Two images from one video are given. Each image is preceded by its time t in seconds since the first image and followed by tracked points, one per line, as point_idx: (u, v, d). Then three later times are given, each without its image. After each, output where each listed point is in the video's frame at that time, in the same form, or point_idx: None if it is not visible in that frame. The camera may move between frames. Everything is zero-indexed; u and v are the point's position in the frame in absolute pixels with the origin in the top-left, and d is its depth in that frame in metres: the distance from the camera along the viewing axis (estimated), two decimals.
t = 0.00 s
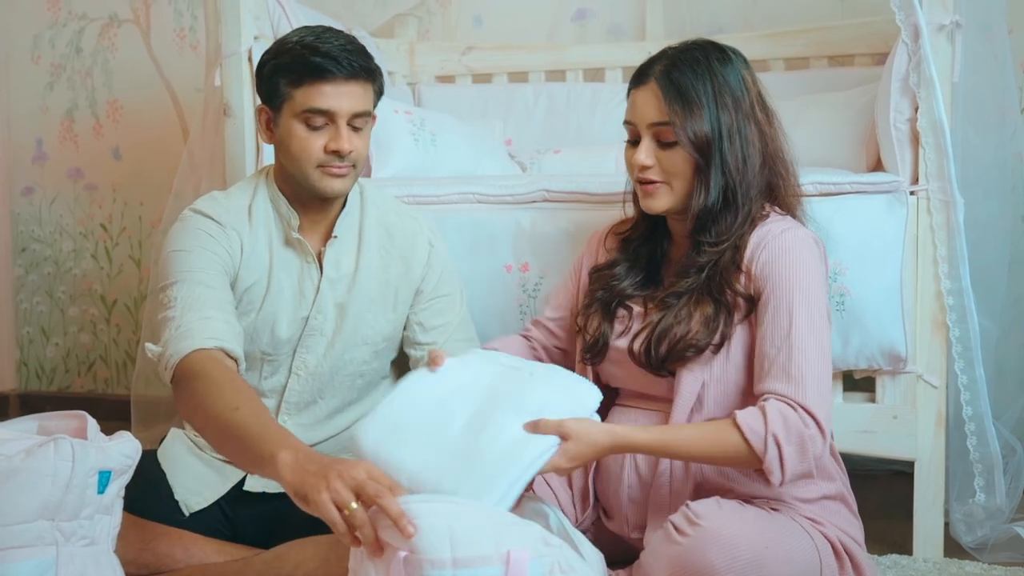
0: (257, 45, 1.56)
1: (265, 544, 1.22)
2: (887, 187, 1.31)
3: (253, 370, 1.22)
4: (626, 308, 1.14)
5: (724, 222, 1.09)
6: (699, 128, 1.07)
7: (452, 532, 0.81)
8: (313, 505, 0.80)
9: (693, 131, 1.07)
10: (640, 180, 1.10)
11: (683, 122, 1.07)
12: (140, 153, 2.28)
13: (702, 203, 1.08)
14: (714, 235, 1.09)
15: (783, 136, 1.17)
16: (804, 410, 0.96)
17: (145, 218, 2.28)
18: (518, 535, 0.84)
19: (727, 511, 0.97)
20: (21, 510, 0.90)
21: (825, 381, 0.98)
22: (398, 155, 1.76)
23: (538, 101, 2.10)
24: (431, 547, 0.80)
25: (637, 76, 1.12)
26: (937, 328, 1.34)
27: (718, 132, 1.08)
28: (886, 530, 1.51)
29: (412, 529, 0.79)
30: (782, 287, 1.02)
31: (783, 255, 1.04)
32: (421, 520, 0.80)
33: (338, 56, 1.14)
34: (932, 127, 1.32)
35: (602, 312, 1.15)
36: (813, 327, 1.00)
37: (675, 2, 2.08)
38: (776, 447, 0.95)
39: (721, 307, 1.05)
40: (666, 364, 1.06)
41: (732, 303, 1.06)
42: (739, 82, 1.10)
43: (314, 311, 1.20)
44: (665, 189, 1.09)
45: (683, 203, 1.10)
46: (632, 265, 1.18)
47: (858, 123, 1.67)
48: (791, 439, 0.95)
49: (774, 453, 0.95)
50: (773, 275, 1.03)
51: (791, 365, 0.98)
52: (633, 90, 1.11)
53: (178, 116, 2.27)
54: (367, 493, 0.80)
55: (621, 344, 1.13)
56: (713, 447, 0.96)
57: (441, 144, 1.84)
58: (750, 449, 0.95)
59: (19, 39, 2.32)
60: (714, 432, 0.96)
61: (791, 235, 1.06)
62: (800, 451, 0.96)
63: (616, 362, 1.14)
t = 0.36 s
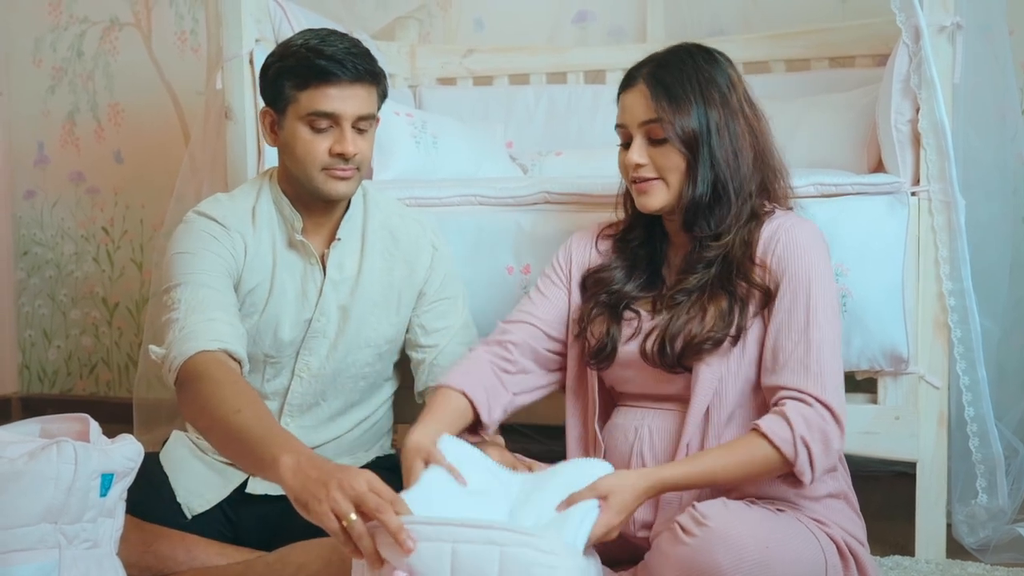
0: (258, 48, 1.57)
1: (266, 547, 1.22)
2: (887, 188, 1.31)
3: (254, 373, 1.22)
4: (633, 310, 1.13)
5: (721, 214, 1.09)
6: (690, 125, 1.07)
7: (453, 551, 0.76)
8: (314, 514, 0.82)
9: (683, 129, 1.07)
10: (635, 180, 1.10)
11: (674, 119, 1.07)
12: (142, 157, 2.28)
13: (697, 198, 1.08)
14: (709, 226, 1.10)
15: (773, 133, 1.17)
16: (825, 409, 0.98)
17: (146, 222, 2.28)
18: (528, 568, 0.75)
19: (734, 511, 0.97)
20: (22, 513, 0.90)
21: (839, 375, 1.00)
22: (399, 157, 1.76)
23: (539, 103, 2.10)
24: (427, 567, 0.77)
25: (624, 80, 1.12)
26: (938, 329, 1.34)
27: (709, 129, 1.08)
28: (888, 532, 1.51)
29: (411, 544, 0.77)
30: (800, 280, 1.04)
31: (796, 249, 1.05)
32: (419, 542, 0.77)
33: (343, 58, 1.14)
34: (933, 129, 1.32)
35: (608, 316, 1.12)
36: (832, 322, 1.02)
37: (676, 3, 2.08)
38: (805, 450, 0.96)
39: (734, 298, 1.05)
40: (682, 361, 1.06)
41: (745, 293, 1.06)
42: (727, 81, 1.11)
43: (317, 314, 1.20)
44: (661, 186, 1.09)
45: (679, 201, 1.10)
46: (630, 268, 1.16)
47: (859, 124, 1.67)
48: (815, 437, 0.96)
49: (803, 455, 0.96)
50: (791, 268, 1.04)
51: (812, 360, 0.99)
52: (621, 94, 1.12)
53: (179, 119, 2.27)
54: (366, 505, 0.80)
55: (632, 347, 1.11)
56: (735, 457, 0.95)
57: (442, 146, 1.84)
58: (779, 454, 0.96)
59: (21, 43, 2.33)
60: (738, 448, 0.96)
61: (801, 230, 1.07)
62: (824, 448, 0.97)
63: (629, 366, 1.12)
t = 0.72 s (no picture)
0: (258, 49, 1.57)
1: (267, 548, 1.22)
2: (888, 189, 1.31)
3: (255, 373, 1.22)
4: (622, 321, 1.11)
5: (708, 223, 1.09)
6: (677, 133, 1.07)
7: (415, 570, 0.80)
8: (292, 521, 0.85)
9: (671, 137, 1.07)
10: (624, 190, 1.09)
11: (661, 128, 1.06)
12: (142, 157, 2.28)
13: (685, 205, 1.08)
14: (699, 233, 1.09)
15: (757, 134, 1.17)
16: (749, 418, 0.97)
17: (146, 222, 2.28)
18: None
19: (734, 514, 0.97)
20: (23, 515, 0.90)
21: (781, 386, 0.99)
22: (400, 158, 1.76)
23: (539, 103, 2.10)
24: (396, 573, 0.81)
25: (608, 88, 1.11)
26: (939, 329, 1.34)
27: (695, 135, 1.08)
28: (889, 532, 1.51)
29: (373, 565, 0.82)
30: (763, 287, 1.03)
31: (771, 255, 1.05)
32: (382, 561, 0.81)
33: (346, 61, 1.14)
34: (934, 129, 1.32)
35: (597, 327, 1.11)
36: (788, 329, 1.00)
37: (676, 4, 2.08)
38: (719, 463, 0.95)
39: (717, 307, 1.05)
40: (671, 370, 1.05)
41: (727, 305, 1.05)
42: (711, 84, 1.10)
43: (319, 316, 1.20)
44: (651, 196, 1.09)
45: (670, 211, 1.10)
46: (618, 276, 1.15)
47: (859, 124, 1.67)
48: (731, 450, 0.95)
49: (722, 468, 0.95)
50: (759, 275, 1.04)
51: (752, 368, 0.99)
52: (606, 101, 1.11)
53: (179, 120, 2.27)
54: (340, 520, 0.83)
55: (621, 360, 1.10)
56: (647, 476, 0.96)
57: (442, 147, 1.84)
58: (695, 470, 0.95)
59: (21, 44, 2.33)
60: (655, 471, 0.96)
61: (784, 234, 1.07)
62: (744, 459, 0.96)
63: (619, 378, 1.11)
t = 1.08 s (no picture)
0: (257, 46, 1.57)
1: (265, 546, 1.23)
2: (887, 187, 1.31)
3: (255, 371, 1.22)
4: (614, 324, 1.11)
5: (697, 228, 1.09)
6: (666, 136, 1.07)
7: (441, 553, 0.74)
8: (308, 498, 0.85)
9: (660, 140, 1.06)
10: (613, 193, 1.09)
11: (650, 131, 1.06)
12: (142, 156, 2.28)
13: (675, 209, 1.08)
14: (688, 238, 1.09)
15: (748, 135, 1.17)
16: (774, 400, 0.96)
17: (146, 220, 2.28)
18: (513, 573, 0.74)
19: (731, 513, 0.96)
20: (21, 513, 0.90)
21: (798, 371, 0.99)
22: (399, 156, 1.76)
23: (539, 102, 2.10)
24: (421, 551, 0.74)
25: (598, 90, 1.11)
26: (938, 327, 1.34)
27: (684, 138, 1.08)
28: (888, 530, 1.51)
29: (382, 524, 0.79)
30: (762, 274, 1.04)
31: (767, 243, 1.06)
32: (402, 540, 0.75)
33: (344, 61, 1.14)
34: (933, 127, 1.32)
35: (589, 329, 1.11)
36: (790, 314, 1.01)
37: (676, 3, 2.08)
38: (749, 446, 0.95)
39: (709, 309, 1.05)
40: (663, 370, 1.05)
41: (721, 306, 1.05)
42: (700, 85, 1.10)
43: (317, 314, 1.20)
44: (640, 200, 1.09)
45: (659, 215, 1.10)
46: (609, 279, 1.15)
47: (859, 122, 1.67)
48: (759, 433, 0.95)
49: (751, 453, 0.95)
50: (757, 263, 1.05)
51: (766, 354, 0.99)
52: (594, 104, 1.11)
53: (178, 118, 2.27)
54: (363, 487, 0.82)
55: (612, 363, 1.10)
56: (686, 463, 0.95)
57: (442, 145, 1.84)
58: (727, 455, 0.95)
59: (21, 42, 2.33)
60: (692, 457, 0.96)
61: (779, 222, 1.07)
62: (773, 443, 0.96)
63: (609, 380, 1.11)
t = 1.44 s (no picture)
0: (257, 43, 1.57)
1: (263, 543, 1.23)
2: (888, 185, 1.31)
3: (254, 368, 1.22)
4: (618, 319, 1.11)
5: (703, 221, 1.09)
6: (673, 131, 1.07)
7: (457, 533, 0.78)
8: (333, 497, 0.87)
9: (667, 134, 1.06)
10: (619, 188, 1.09)
11: (657, 125, 1.06)
12: (141, 152, 2.28)
13: (681, 203, 1.08)
14: (694, 231, 1.09)
15: (751, 130, 1.17)
16: (774, 403, 0.97)
17: (144, 217, 2.28)
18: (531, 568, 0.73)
19: (733, 511, 0.96)
20: (20, 509, 0.90)
21: (795, 368, 1.00)
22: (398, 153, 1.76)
23: (539, 99, 2.10)
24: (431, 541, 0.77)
25: (602, 86, 1.11)
26: (938, 325, 1.34)
27: (690, 132, 1.08)
28: (886, 528, 1.52)
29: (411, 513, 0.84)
30: (767, 270, 1.04)
31: (771, 238, 1.06)
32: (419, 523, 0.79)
33: (349, 58, 1.14)
34: (932, 125, 1.32)
35: (594, 325, 1.11)
36: (795, 311, 1.01)
37: (676, 1, 2.08)
38: (755, 450, 0.95)
39: (715, 302, 1.05)
40: (669, 363, 1.04)
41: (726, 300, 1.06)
42: (705, 81, 1.10)
43: (320, 310, 1.20)
44: (647, 195, 1.08)
45: (665, 209, 1.10)
46: (614, 275, 1.15)
47: (859, 121, 1.67)
48: (761, 434, 0.96)
49: (755, 452, 0.95)
50: (760, 258, 1.05)
51: (766, 351, 0.99)
52: (600, 100, 1.11)
53: (177, 114, 2.27)
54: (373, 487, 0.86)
55: (618, 358, 1.10)
56: (691, 471, 0.95)
57: (441, 142, 1.84)
58: (733, 458, 0.95)
59: (19, 37, 2.32)
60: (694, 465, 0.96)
61: (781, 218, 1.08)
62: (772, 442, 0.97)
63: (614, 375, 1.11)
